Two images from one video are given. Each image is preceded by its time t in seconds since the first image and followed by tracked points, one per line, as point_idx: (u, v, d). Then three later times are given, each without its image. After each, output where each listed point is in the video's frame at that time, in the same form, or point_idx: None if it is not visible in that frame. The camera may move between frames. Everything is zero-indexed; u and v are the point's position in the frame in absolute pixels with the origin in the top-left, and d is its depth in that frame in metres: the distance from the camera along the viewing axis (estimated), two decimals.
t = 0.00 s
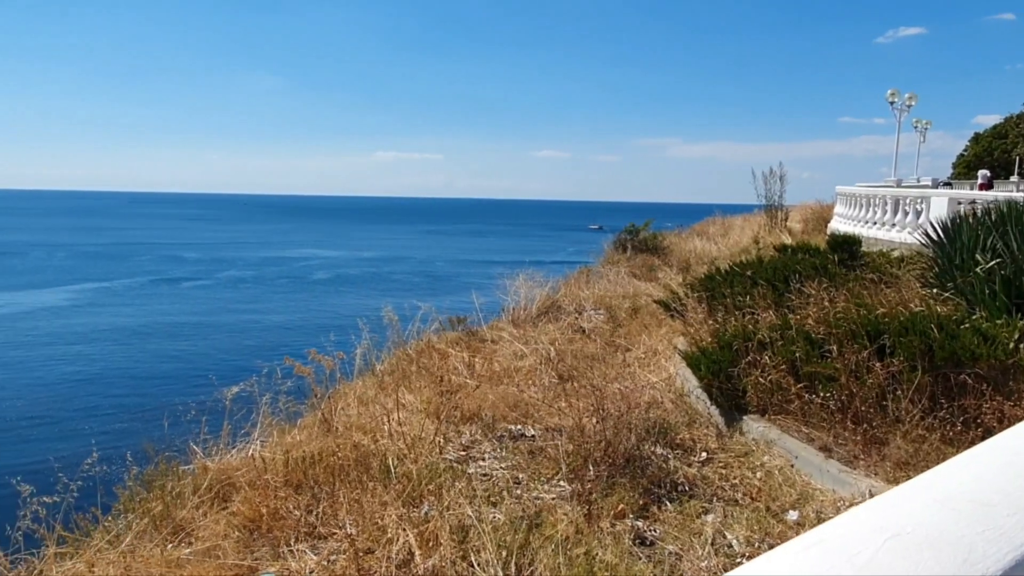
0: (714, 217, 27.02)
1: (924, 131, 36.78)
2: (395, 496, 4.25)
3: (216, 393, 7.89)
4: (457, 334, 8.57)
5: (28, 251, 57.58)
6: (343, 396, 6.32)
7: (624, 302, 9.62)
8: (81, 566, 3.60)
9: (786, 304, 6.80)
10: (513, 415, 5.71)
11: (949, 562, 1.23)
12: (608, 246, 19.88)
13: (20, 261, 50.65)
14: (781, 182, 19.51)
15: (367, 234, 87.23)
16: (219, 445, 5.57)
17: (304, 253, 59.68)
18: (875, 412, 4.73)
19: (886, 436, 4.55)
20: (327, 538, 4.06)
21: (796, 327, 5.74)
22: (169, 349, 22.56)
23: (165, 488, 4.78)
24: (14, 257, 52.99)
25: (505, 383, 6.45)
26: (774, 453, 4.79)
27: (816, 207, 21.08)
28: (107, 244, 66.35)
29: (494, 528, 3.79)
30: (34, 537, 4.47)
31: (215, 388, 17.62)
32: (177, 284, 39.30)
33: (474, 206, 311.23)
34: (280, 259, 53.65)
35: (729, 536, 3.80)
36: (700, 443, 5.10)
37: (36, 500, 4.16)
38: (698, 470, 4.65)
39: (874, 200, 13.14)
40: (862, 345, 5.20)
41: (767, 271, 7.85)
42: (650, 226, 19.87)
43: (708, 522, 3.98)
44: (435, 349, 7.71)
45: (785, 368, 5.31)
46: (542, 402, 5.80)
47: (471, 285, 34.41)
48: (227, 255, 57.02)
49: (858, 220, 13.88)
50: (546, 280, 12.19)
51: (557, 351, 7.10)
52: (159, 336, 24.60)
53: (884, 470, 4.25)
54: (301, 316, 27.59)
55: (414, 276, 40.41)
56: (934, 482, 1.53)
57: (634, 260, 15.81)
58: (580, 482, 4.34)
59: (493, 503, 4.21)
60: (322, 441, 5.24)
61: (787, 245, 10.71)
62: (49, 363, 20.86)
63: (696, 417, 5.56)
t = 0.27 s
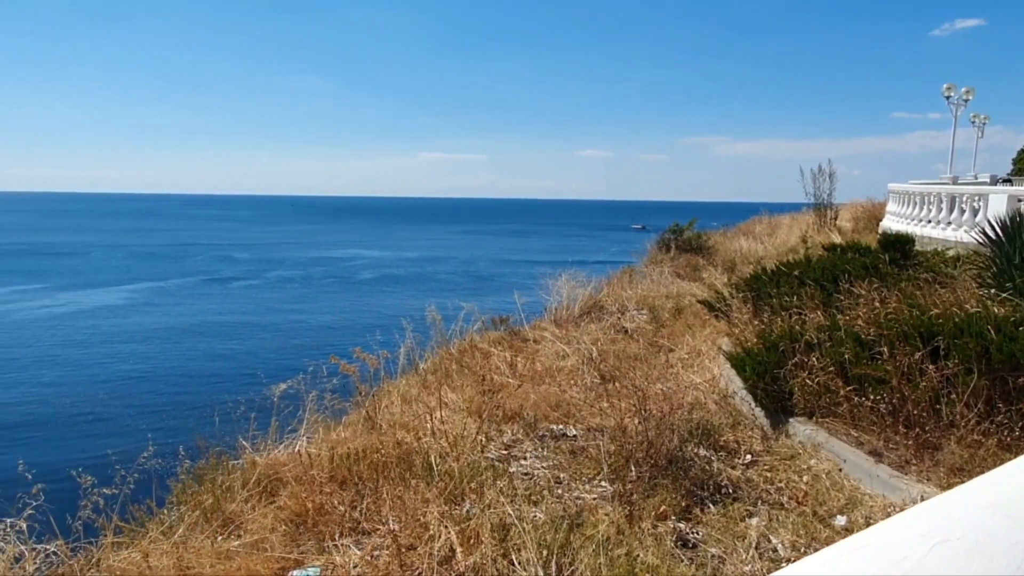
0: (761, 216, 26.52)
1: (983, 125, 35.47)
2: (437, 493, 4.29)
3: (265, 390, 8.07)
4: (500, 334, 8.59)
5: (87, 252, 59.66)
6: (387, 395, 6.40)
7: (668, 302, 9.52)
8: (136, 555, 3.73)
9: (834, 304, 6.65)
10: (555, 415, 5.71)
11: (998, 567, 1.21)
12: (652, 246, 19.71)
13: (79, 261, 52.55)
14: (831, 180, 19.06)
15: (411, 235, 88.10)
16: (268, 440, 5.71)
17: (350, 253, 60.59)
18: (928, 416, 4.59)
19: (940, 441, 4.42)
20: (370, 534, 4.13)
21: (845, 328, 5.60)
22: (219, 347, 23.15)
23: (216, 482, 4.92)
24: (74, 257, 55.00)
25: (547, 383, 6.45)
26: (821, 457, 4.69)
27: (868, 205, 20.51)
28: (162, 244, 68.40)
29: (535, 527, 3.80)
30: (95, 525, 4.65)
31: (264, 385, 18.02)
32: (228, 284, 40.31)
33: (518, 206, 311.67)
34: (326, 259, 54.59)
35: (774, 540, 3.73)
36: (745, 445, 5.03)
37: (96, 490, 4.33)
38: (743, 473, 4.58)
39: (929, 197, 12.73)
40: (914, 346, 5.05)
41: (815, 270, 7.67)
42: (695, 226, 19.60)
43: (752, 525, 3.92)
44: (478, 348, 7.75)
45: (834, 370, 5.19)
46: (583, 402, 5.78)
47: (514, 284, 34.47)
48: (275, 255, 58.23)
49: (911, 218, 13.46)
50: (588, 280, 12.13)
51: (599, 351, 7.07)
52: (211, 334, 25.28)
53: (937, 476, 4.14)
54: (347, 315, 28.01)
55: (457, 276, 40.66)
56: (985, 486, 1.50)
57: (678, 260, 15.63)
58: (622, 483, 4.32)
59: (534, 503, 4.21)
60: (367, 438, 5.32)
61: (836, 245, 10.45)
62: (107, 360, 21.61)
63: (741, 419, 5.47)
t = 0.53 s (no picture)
0: (816, 214, 25.82)
1: None
2: (484, 491, 4.32)
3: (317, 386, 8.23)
4: (547, 332, 8.59)
5: (149, 251, 61.80)
6: (436, 392, 6.46)
7: (718, 301, 9.36)
8: (195, 543, 3.86)
9: (893, 304, 6.44)
10: (602, 414, 5.68)
11: None
12: (702, 245, 19.42)
13: (142, 260, 54.44)
14: (889, 176, 18.44)
15: (460, 234, 88.64)
16: (320, 435, 5.84)
17: (399, 252, 61.31)
18: (993, 421, 4.41)
19: (1005, 447, 4.25)
20: (419, 529, 4.18)
21: (904, 329, 5.42)
22: (273, 344, 23.68)
23: (270, 475, 5.05)
24: (137, 257, 57.06)
25: (595, 382, 6.41)
26: (878, 462, 4.55)
27: (930, 202, 19.78)
28: (219, 244, 70.41)
29: (582, 526, 3.79)
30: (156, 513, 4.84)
31: (316, 382, 18.40)
32: (282, 282, 41.25)
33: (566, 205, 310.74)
34: (377, 258, 55.37)
35: (828, 546, 3.64)
36: (798, 448, 4.92)
37: (158, 479, 4.49)
38: (795, 476, 4.49)
39: (994, 193, 12.21)
40: (978, 348, 4.86)
41: (873, 269, 7.45)
42: (746, 223, 19.22)
43: (804, 530, 3.83)
44: (525, 347, 7.76)
45: (892, 372, 5.04)
46: (631, 402, 5.74)
47: (562, 283, 34.38)
48: (327, 254, 59.33)
49: (975, 215, 12.94)
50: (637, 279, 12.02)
51: (647, 351, 7.00)
52: (265, 332, 25.92)
53: (1002, 483, 3.97)
54: (396, 313, 28.33)
55: (505, 275, 40.74)
56: None
57: (729, 259, 15.35)
58: (670, 483, 4.27)
59: (580, 501, 4.21)
60: (416, 435, 5.39)
61: (895, 243, 10.12)
62: (167, 356, 22.37)
63: (793, 421, 5.35)
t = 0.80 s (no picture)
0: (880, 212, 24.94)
1: None
2: (536, 488, 4.33)
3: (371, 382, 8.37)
4: (599, 332, 8.54)
5: (212, 249, 63.79)
6: (488, 390, 6.50)
7: (775, 301, 9.16)
8: (255, 532, 3.98)
9: (962, 306, 6.18)
10: (654, 414, 5.63)
11: None
12: (759, 244, 19.01)
13: (205, 258, 56.25)
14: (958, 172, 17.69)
15: (512, 232, 88.75)
16: (374, 430, 5.94)
17: (452, 251, 61.83)
18: None
19: None
20: (471, 526, 4.22)
21: (974, 331, 5.21)
22: (328, 341, 24.15)
23: (326, 468, 5.16)
24: (200, 255, 58.99)
25: (647, 382, 6.35)
26: (946, 469, 4.38)
27: (1003, 199, 18.91)
28: (277, 242, 72.24)
29: (634, 526, 3.76)
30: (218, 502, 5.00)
31: (370, 378, 18.71)
32: (337, 280, 42.07)
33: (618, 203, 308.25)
34: (430, 257, 55.95)
35: (890, 555, 3.53)
36: (859, 453, 4.78)
37: (220, 469, 4.64)
38: (856, 482, 4.36)
39: None
40: None
41: (940, 269, 7.17)
42: (806, 222, 18.69)
43: (865, 537, 3.72)
44: (577, 346, 7.74)
45: (961, 376, 4.85)
46: (684, 403, 5.66)
47: (614, 282, 34.13)
48: (382, 253, 60.27)
49: None
50: (691, 278, 11.83)
51: (702, 351, 6.90)
52: (321, 329, 26.49)
53: None
54: (448, 311, 28.54)
55: (557, 274, 40.61)
56: None
57: (787, 258, 14.97)
58: (724, 485, 4.21)
59: (633, 502, 4.17)
60: (468, 432, 5.43)
61: (964, 241, 9.71)
62: (228, 352, 23.07)
63: (853, 425, 5.19)
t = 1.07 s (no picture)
0: (952, 209, 23.91)
1: None
2: (591, 487, 4.31)
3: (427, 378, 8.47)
4: (656, 331, 8.45)
5: (273, 247, 65.49)
6: (543, 387, 6.51)
7: (839, 301, 8.88)
8: (315, 522, 4.09)
9: None
10: (712, 415, 5.54)
11: None
12: (822, 242, 18.49)
13: (268, 256, 57.92)
14: None
15: (567, 230, 88.46)
16: (430, 426, 6.01)
17: (507, 248, 62.09)
18: None
19: None
20: (526, 523, 4.23)
21: None
22: (384, 338, 24.53)
23: (383, 462, 5.24)
24: (263, 252, 60.79)
25: (705, 383, 6.25)
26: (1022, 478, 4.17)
27: None
28: (336, 240, 73.85)
29: (691, 528, 3.71)
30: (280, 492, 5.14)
31: (426, 374, 18.95)
32: (394, 277, 42.75)
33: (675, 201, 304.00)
34: (485, 255, 56.29)
35: (961, 565, 3.38)
36: (928, 459, 4.60)
37: (282, 461, 4.77)
38: (925, 490, 4.20)
39: None
40: None
41: (1018, 269, 6.83)
42: (872, 220, 18.07)
43: (934, 546, 3.58)
44: (633, 345, 7.67)
45: None
46: (743, 404, 5.55)
47: (671, 281, 33.69)
48: (437, 251, 60.95)
49: None
50: (750, 278, 11.58)
51: (762, 351, 6.75)
52: (379, 325, 26.97)
53: None
54: (502, 309, 28.62)
55: (612, 273, 40.29)
56: None
57: (852, 257, 14.50)
58: (785, 489, 4.11)
59: (690, 504, 4.12)
60: (523, 429, 5.44)
61: None
62: (289, 348, 23.71)
63: (923, 430, 5.00)
